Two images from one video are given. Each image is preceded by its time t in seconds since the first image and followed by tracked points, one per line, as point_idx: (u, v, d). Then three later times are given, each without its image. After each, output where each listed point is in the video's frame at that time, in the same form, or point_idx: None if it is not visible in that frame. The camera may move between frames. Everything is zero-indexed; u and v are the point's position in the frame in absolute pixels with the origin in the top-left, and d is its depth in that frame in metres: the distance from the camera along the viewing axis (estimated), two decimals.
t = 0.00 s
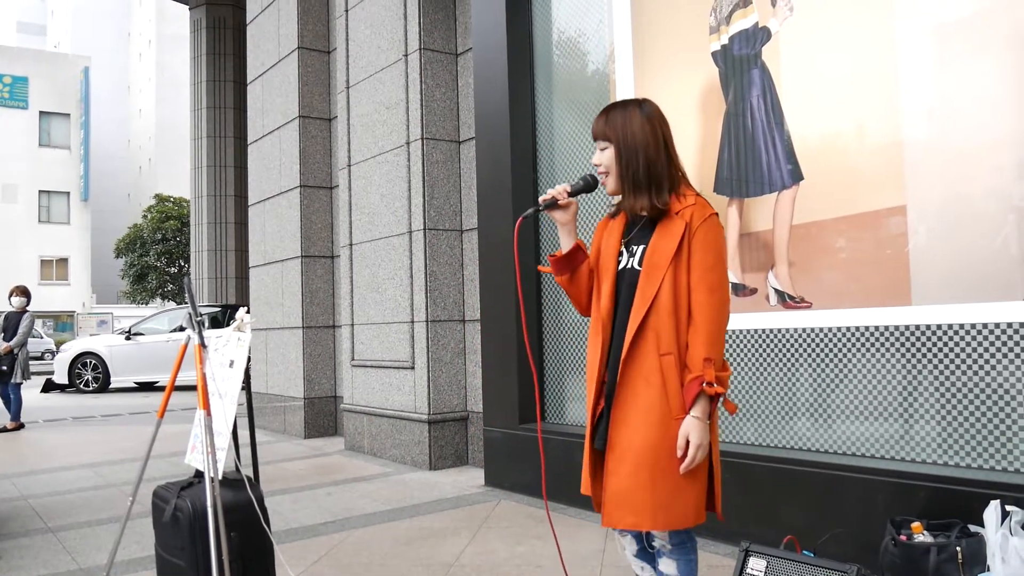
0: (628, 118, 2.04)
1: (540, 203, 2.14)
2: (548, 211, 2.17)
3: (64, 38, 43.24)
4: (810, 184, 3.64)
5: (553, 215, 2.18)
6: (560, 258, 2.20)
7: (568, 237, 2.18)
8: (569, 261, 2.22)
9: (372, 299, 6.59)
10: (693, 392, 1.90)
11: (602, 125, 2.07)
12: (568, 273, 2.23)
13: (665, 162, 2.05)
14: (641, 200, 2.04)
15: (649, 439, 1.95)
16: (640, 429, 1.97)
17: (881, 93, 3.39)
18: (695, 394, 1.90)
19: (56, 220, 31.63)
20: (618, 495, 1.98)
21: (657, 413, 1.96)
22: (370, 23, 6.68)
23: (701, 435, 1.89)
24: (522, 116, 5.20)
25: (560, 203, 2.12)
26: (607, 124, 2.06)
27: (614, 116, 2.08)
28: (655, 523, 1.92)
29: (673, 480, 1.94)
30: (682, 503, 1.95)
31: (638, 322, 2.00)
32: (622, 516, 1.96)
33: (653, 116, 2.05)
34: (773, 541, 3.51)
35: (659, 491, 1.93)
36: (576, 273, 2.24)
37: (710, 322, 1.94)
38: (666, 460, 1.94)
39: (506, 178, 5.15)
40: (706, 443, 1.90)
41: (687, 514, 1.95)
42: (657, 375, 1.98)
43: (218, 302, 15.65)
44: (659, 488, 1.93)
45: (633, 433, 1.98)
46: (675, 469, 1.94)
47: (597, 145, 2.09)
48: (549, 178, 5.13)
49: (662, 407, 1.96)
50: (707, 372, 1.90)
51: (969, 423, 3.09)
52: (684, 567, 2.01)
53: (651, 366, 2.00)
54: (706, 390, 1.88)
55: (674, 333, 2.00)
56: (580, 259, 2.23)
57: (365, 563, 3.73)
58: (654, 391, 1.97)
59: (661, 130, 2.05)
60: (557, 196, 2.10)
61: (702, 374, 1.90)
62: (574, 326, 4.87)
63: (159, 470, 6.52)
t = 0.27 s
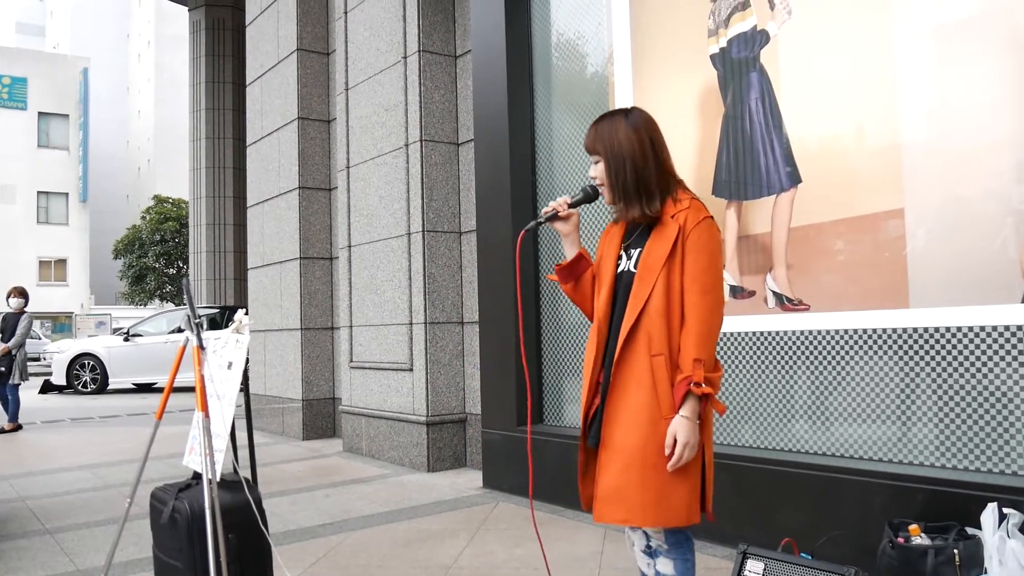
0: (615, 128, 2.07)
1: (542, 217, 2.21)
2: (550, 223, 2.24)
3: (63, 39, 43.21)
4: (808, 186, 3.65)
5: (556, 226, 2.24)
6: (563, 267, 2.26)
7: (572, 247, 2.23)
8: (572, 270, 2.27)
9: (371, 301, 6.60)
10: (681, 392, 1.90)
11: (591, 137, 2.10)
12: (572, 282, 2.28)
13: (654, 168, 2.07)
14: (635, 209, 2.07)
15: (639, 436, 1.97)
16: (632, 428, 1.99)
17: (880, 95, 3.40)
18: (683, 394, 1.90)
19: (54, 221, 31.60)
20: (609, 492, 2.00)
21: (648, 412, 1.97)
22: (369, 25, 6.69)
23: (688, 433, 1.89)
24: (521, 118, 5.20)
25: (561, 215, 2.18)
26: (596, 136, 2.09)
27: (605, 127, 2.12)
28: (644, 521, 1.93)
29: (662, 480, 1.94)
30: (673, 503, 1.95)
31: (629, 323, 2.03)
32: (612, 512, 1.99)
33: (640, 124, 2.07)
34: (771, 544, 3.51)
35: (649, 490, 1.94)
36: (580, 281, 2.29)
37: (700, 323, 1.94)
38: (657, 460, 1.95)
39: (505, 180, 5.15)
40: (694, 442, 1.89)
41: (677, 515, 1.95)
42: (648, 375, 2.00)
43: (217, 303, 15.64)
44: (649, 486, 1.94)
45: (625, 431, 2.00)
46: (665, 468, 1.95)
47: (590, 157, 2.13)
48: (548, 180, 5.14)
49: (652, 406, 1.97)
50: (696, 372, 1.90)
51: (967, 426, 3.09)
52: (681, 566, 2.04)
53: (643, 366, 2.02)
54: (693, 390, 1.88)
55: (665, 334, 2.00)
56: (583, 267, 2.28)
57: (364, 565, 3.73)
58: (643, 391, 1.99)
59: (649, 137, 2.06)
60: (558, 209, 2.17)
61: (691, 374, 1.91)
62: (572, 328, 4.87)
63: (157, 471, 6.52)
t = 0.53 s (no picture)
0: (610, 135, 2.09)
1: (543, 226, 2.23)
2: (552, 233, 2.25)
3: (61, 41, 43.18)
4: (806, 189, 3.65)
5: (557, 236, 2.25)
6: (566, 275, 2.28)
7: (574, 255, 2.25)
8: (574, 277, 2.28)
9: (369, 303, 6.60)
10: (678, 394, 1.91)
11: (587, 145, 2.12)
12: (575, 288, 2.30)
13: (649, 175, 2.09)
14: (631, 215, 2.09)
15: (636, 437, 1.98)
16: (630, 429, 2.00)
17: (877, 98, 3.41)
18: (679, 395, 1.91)
19: (52, 223, 31.56)
20: (607, 493, 2.01)
21: (645, 413, 1.98)
22: (367, 27, 6.69)
23: (685, 434, 1.89)
24: (519, 121, 5.21)
25: (562, 224, 2.20)
26: (592, 144, 2.11)
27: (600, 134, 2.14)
28: (644, 520, 1.94)
29: (660, 480, 1.95)
30: (671, 503, 1.96)
31: (626, 325, 2.04)
32: (611, 512, 2.00)
33: (635, 130, 2.08)
34: (769, 546, 3.51)
35: (646, 490, 1.95)
36: (581, 287, 2.30)
37: (695, 325, 1.95)
38: (655, 461, 1.96)
39: (503, 182, 5.16)
40: (690, 442, 1.90)
41: (675, 515, 1.95)
42: (645, 376, 2.00)
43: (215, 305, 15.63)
44: (648, 485, 1.95)
45: (623, 432, 2.01)
46: (663, 468, 1.95)
47: (588, 166, 2.15)
48: (546, 182, 5.14)
49: (649, 407, 1.98)
50: (692, 374, 1.91)
51: (965, 428, 3.10)
52: (680, 565, 2.05)
53: (640, 368, 2.02)
54: (689, 392, 1.89)
55: (661, 336, 2.01)
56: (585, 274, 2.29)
57: (362, 567, 3.73)
58: (640, 392, 2.00)
59: (644, 143, 2.07)
60: (558, 220, 2.18)
61: (687, 376, 1.91)
62: (570, 330, 4.87)
63: (155, 474, 6.50)
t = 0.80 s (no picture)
0: (610, 141, 2.09)
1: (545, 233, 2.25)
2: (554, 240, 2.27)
3: (60, 42, 43.19)
4: (804, 191, 3.66)
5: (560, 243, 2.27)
6: (569, 281, 2.28)
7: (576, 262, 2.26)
8: (577, 283, 2.29)
9: (367, 304, 6.60)
10: (678, 396, 1.91)
11: (587, 151, 2.13)
12: (579, 295, 2.30)
13: (648, 181, 2.09)
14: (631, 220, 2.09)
15: (638, 439, 1.98)
16: (631, 431, 2.00)
17: (876, 100, 3.42)
18: (679, 397, 1.91)
19: (51, 225, 31.54)
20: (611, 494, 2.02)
21: (647, 415, 1.98)
22: (366, 29, 6.70)
23: (686, 435, 1.90)
24: (518, 123, 5.21)
25: (563, 232, 2.22)
26: (592, 150, 2.12)
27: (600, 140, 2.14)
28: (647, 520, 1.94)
29: (662, 481, 1.95)
30: (674, 504, 1.96)
31: (627, 329, 2.04)
32: (615, 514, 2.00)
33: (634, 136, 2.09)
34: (766, 549, 3.51)
35: (649, 492, 1.95)
36: (584, 293, 2.30)
37: (695, 328, 1.95)
38: (658, 463, 1.96)
39: (502, 184, 5.16)
40: (691, 444, 1.90)
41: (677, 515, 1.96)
42: (646, 380, 2.01)
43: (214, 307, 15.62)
44: (650, 487, 1.95)
45: (625, 434, 2.02)
46: (665, 469, 1.96)
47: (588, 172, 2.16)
48: (545, 184, 5.15)
49: (650, 410, 1.98)
50: (691, 377, 1.91)
51: (964, 430, 3.10)
52: (678, 567, 2.04)
53: (641, 371, 2.03)
54: (689, 394, 1.89)
55: (662, 340, 2.02)
56: (588, 280, 2.29)
57: (360, 569, 3.73)
58: (642, 395, 2.00)
59: (643, 149, 2.08)
60: (559, 228, 2.22)
61: (687, 378, 1.91)
62: (569, 332, 4.88)
63: (153, 475, 6.50)
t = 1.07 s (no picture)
0: (610, 147, 2.09)
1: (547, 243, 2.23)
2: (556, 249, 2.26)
3: (60, 44, 43.21)
4: (803, 192, 3.66)
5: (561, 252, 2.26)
6: (572, 289, 2.28)
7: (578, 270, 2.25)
8: (581, 291, 2.29)
9: (367, 306, 6.59)
10: (681, 396, 1.91)
11: (588, 155, 2.12)
12: (582, 302, 2.30)
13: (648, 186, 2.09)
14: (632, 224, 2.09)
15: (640, 440, 1.98)
16: (634, 432, 2.00)
17: (875, 101, 3.42)
18: (682, 398, 1.91)
19: (50, 227, 31.53)
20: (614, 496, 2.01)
21: (648, 417, 1.98)
22: (365, 31, 6.70)
23: (689, 435, 1.91)
24: (517, 124, 5.21)
25: (565, 241, 2.21)
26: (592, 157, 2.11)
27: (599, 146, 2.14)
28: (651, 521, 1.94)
29: (665, 481, 1.95)
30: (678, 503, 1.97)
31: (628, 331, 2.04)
32: (619, 515, 2.00)
33: (633, 142, 2.09)
34: (766, 550, 3.51)
35: (652, 492, 1.95)
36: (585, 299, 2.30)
37: (696, 329, 1.95)
38: (660, 464, 1.96)
39: (501, 186, 5.16)
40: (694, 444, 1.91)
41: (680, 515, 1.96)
42: (647, 382, 2.00)
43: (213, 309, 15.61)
44: (654, 488, 1.95)
45: (627, 435, 2.01)
46: (668, 469, 1.96)
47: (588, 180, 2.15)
48: (544, 186, 5.15)
49: (652, 411, 1.98)
50: (694, 377, 1.91)
51: (964, 431, 3.10)
52: (676, 567, 2.04)
53: (642, 373, 2.02)
54: (692, 395, 1.89)
55: (662, 341, 2.02)
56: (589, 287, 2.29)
57: (359, 572, 3.72)
58: (643, 397, 2.00)
59: (643, 153, 2.08)
60: (560, 236, 2.19)
61: (689, 379, 1.92)
62: (568, 334, 4.88)
63: (152, 477, 6.49)
